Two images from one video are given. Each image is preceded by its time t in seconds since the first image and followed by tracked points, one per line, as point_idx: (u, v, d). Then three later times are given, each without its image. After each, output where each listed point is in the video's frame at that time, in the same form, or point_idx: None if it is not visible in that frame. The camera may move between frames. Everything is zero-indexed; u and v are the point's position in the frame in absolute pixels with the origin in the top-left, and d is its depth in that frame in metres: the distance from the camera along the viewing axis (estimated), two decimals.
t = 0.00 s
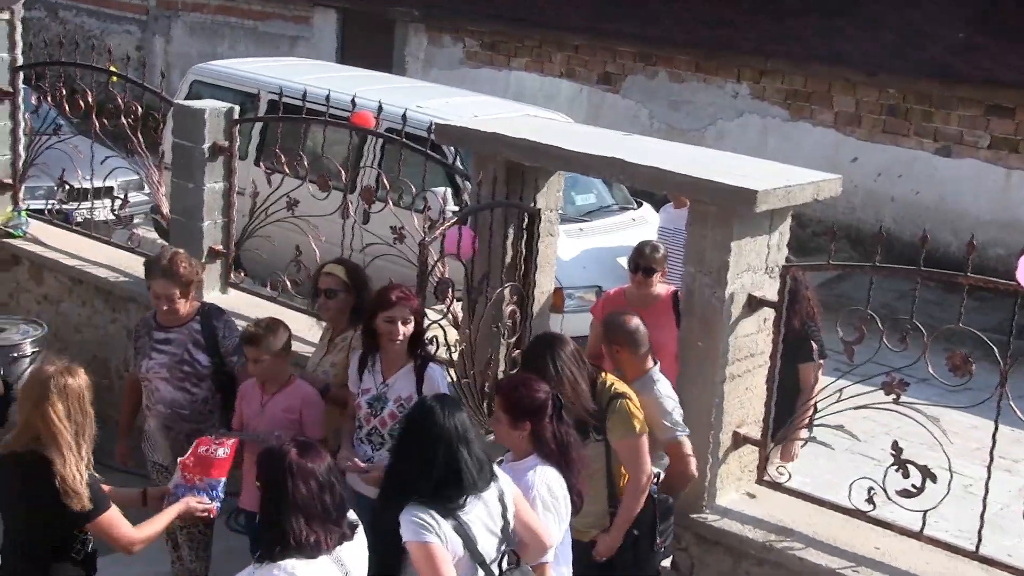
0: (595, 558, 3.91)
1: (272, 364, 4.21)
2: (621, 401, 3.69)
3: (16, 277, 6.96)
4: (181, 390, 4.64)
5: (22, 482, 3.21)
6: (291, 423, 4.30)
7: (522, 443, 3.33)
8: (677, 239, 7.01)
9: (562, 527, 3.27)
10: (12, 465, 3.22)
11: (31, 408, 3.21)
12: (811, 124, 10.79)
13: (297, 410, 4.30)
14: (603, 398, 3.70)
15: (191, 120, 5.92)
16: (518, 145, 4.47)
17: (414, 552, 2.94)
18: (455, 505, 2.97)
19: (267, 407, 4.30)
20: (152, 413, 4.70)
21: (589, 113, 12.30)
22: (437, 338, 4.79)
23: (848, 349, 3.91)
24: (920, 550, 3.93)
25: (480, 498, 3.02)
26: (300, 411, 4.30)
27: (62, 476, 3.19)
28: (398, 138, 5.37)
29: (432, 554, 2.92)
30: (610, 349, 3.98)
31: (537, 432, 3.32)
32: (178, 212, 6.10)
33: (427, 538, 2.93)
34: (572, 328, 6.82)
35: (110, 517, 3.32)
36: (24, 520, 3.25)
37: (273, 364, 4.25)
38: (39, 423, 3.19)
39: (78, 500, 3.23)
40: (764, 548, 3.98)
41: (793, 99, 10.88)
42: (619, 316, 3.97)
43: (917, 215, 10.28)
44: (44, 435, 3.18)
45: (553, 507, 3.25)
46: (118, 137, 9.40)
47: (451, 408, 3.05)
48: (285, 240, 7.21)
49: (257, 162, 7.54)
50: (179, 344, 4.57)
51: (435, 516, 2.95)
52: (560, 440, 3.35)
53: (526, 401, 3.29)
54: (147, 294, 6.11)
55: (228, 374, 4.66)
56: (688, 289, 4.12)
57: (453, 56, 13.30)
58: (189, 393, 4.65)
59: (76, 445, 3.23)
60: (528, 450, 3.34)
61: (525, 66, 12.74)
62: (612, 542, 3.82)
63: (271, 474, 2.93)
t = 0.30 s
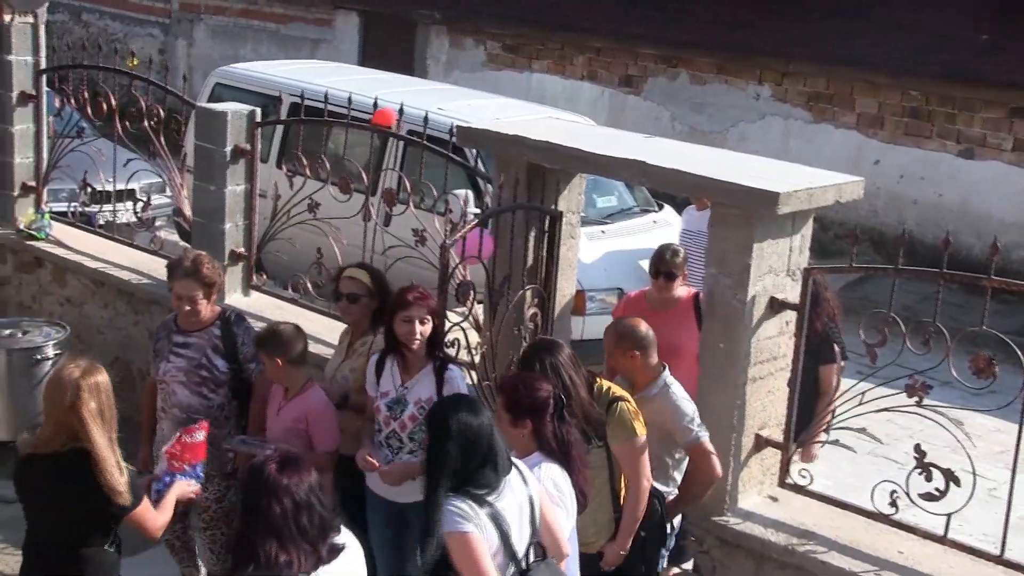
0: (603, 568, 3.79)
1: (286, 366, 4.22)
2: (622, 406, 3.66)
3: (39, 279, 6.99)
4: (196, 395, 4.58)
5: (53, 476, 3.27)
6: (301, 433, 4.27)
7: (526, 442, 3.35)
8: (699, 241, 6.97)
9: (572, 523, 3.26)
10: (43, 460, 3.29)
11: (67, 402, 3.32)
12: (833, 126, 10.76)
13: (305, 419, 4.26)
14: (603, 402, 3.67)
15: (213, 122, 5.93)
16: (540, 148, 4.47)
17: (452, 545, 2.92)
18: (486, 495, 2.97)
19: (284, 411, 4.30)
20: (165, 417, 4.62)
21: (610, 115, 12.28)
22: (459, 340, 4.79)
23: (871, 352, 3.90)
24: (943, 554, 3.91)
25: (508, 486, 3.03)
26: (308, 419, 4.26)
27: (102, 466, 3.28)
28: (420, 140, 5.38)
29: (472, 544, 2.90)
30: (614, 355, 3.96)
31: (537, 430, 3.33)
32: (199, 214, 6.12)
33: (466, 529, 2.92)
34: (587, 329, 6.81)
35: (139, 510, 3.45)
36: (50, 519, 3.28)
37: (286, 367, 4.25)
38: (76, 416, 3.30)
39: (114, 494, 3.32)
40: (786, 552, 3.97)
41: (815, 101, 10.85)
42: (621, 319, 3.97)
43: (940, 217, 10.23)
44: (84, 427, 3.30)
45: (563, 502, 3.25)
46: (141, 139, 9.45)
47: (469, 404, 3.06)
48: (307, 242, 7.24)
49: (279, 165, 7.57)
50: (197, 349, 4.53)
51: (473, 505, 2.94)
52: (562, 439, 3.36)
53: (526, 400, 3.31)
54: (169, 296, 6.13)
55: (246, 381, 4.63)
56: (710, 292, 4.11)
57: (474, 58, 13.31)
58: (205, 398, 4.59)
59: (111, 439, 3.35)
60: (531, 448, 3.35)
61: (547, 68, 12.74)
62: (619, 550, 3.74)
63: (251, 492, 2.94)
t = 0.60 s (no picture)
0: (603, 569, 3.74)
1: (299, 371, 4.22)
2: (617, 402, 3.62)
3: (56, 280, 7.01)
4: (205, 392, 4.70)
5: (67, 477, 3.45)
6: (302, 437, 4.27)
7: (536, 446, 3.34)
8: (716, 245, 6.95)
9: (581, 527, 3.24)
10: (59, 459, 3.46)
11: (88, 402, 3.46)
12: (851, 129, 10.74)
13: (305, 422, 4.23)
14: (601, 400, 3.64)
15: (229, 123, 5.95)
16: (556, 149, 4.47)
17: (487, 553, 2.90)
18: (501, 493, 2.97)
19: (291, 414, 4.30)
20: (176, 416, 4.75)
21: (627, 118, 12.27)
22: (474, 342, 4.79)
23: (887, 355, 3.88)
24: (960, 559, 3.90)
25: (516, 484, 3.04)
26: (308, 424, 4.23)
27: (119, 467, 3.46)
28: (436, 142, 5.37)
29: (507, 544, 2.90)
30: (613, 358, 3.93)
31: (544, 433, 3.32)
32: (216, 215, 6.14)
33: (497, 532, 2.91)
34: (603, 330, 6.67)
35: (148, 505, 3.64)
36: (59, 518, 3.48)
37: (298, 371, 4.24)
38: (96, 416, 3.45)
39: (126, 495, 3.51)
40: (801, 555, 3.97)
41: (832, 104, 10.83)
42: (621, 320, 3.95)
43: (957, 221, 10.18)
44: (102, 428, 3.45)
45: (571, 504, 3.24)
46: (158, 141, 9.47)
47: (462, 415, 3.05)
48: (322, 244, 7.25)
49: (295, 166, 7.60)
50: (202, 348, 4.65)
51: (496, 508, 2.94)
52: (572, 440, 3.34)
53: (532, 401, 3.30)
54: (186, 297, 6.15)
55: (251, 377, 4.73)
56: (725, 294, 4.10)
57: (491, 61, 13.31)
58: (214, 396, 4.72)
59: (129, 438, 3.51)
60: (541, 451, 3.34)
61: (563, 71, 12.73)
62: (619, 550, 3.69)
63: (233, 501, 2.92)
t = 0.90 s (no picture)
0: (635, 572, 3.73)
1: (326, 371, 4.24)
2: (638, 405, 3.64)
3: (86, 282, 7.05)
4: (198, 390, 4.56)
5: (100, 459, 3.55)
6: (323, 439, 4.32)
7: (557, 451, 3.30)
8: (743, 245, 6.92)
9: (595, 536, 3.18)
10: (85, 441, 3.54)
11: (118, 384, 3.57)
12: (879, 128, 10.69)
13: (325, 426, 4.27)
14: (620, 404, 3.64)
15: (257, 125, 5.97)
16: (582, 150, 4.47)
17: None
18: (512, 518, 2.89)
19: (313, 415, 4.35)
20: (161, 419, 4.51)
21: (654, 118, 12.25)
22: (501, 343, 4.80)
23: (917, 356, 3.86)
24: (991, 561, 3.88)
25: (526, 508, 2.96)
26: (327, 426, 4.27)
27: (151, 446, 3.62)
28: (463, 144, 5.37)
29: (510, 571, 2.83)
30: (633, 364, 3.90)
31: (564, 437, 3.28)
32: (244, 218, 6.16)
33: (500, 558, 2.84)
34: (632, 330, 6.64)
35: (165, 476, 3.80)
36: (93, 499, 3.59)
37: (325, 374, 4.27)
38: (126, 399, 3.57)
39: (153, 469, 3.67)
40: (830, 557, 3.96)
41: (861, 103, 10.78)
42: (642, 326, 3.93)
43: (987, 221, 10.11)
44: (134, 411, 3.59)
45: (587, 511, 3.18)
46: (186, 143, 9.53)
47: (478, 435, 2.95)
48: (349, 245, 7.27)
49: (322, 168, 7.64)
50: (195, 346, 4.53)
51: (502, 533, 2.87)
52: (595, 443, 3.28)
53: (553, 404, 3.30)
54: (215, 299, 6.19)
55: (241, 372, 4.67)
56: (752, 295, 4.09)
57: (518, 62, 13.31)
58: (205, 394, 4.58)
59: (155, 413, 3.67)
60: (562, 456, 3.29)
61: (590, 71, 12.71)
62: (646, 553, 3.69)
63: (240, 505, 2.86)
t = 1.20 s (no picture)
0: None
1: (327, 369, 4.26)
2: (668, 417, 3.56)
3: (103, 281, 7.07)
4: (200, 380, 4.55)
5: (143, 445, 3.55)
6: (327, 434, 4.31)
7: (564, 457, 3.25)
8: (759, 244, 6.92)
9: (601, 546, 3.16)
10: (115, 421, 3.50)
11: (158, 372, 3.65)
12: (896, 126, 10.66)
13: (330, 421, 4.28)
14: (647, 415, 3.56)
15: (273, 124, 5.97)
16: (598, 148, 4.46)
17: None
18: (483, 540, 2.83)
19: (314, 411, 4.35)
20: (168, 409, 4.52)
21: (670, 116, 12.23)
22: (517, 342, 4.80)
23: (934, 354, 3.84)
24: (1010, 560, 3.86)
25: (506, 530, 2.90)
26: (332, 422, 4.28)
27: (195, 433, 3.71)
28: (478, 142, 5.35)
29: None
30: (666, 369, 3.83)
31: (575, 444, 3.23)
32: (260, 217, 6.17)
33: None
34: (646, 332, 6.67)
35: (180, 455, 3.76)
36: (132, 488, 3.53)
37: (326, 369, 4.29)
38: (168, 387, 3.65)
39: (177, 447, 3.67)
40: (847, 556, 3.94)
41: (878, 101, 10.74)
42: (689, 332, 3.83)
43: (1005, 219, 10.09)
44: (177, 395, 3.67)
45: (593, 521, 3.14)
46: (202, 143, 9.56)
47: (469, 443, 2.89)
48: (365, 244, 7.28)
49: (338, 167, 7.65)
50: (192, 338, 4.52)
51: (468, 552, 2.80)
52: (603, 452, 3.24)
53: (560, 412, 3.26)
54: (230, 298, 6.20)
55: (238, 359, 4.68)
56: (768, 292, 4.07)
57: (533, 60, 13.31)
58: (208, 384, 4.57)
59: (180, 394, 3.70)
60: (570, 463, 3.25)
61: (606, 70, 12.70)
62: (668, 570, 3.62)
63: (252, 503, 2.86)
